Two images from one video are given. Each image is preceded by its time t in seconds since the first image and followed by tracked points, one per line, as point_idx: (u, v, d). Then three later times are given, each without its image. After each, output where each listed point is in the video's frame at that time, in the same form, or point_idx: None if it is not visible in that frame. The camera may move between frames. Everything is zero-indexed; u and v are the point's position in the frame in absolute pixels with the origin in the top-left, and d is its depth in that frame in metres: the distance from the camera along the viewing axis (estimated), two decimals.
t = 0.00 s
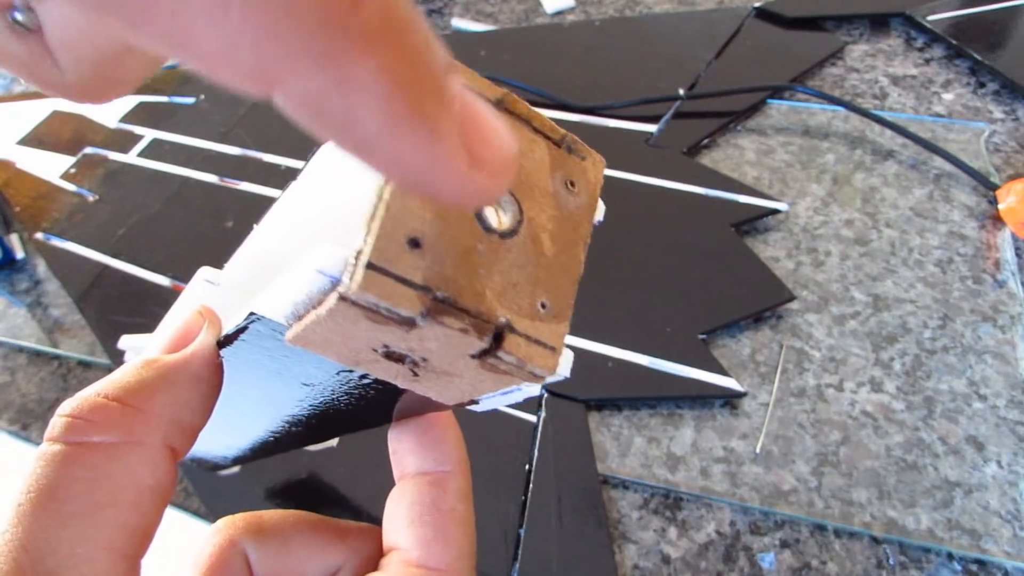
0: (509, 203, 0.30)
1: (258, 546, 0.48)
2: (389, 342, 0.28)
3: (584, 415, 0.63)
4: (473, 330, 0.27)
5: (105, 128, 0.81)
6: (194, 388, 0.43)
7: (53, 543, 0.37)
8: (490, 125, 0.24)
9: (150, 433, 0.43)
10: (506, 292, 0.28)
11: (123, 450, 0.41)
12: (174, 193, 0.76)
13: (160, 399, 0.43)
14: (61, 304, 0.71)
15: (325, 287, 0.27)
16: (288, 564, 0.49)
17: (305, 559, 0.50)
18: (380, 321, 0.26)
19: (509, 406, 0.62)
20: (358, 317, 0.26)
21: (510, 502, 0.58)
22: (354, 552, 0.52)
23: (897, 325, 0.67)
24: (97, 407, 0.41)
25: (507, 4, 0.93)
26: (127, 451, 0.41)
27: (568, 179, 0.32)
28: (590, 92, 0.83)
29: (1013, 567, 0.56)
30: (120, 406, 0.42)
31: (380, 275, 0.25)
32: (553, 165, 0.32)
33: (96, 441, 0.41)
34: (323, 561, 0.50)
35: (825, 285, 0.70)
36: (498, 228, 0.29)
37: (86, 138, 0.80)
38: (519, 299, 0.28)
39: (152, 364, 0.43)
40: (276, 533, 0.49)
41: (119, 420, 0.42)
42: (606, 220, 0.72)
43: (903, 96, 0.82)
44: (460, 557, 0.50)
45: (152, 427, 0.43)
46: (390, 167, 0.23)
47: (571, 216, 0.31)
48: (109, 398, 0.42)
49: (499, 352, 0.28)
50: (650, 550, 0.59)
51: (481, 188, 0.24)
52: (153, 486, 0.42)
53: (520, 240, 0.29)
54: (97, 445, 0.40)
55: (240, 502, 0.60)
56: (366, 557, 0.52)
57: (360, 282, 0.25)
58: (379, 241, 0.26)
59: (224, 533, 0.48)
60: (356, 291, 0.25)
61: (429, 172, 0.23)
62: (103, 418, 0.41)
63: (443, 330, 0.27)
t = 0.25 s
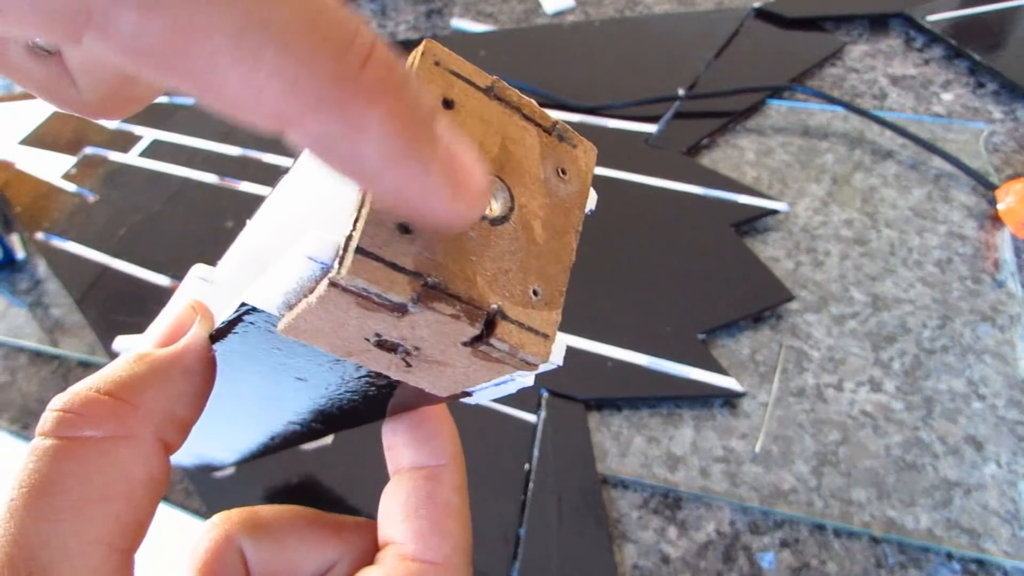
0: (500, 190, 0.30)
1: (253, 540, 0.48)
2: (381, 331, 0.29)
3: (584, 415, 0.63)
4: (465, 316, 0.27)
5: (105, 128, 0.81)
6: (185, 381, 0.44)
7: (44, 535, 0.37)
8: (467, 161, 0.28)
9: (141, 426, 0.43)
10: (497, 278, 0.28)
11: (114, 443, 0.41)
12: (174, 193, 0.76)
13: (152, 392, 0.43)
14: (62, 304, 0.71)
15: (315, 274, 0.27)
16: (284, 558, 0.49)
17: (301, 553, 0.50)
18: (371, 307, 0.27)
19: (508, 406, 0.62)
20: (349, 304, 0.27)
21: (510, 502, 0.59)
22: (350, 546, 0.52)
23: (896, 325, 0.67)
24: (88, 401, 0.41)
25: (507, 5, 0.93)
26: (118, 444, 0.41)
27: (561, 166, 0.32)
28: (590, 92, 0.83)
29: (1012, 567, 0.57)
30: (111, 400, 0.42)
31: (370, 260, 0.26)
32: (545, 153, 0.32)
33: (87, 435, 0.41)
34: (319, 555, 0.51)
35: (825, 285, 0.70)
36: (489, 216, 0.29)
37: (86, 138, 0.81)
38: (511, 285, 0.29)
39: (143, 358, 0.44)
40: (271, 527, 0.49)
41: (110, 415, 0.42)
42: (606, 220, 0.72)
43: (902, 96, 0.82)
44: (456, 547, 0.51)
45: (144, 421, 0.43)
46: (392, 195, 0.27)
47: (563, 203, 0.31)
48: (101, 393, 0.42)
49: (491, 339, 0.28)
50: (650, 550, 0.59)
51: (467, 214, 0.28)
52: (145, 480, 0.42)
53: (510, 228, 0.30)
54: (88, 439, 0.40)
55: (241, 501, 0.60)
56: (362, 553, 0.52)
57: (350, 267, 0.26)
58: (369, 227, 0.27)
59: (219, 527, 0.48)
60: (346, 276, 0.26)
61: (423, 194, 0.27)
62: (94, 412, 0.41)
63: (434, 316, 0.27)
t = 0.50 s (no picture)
0: (490, 182, 0.30)
1: (246, 536, 0.48)
2: (372, 324, 0.29)
3: (584, 415, 0.63)
4: (455, 307, 0.27)
5: (105, 128, 0.81)
6: (175, 376, 0.43)
7: (33, 534, 0.37)
8: (456, 139, 0.29)
9: (131, 423, 0.42)
10: (487, 269, 0.28)
11: (104, 440, 0.41)
12: (174, 193, 0.76)
13: (141, 388, 0.43)
14: (61, 304, 0.71)
15: (305, 265, 0.27)
16: (277, 554, 0.49)
17: (295, 550, 0.50)
18: (361, 298, 0.27)
19: (508, 406, 0.62)
20: (339, 296, 0.27)
21: (509, 502, 0.59)
22: (343, 543, 0.52)
23: (897, 325, 0.67)
24: (76, 398, 0.41)
25: (507, 5, 0.92)
26: (108, 441, 0.41)
27: (551, 157, 0.32)
28: (590, 91, 0.83)
29: (1012, 567, 0.57)
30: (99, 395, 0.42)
31: (361, 251, 0.26)
32: (534, 145, 0.32)
33: (75, 432, 0.40)
34: (312, 550, 0.50)
35: (825, 285, 0.70)
36: (478, 208, 0.29)
37: (86, 138, 0.80)
38: (501, 276, 0.28)
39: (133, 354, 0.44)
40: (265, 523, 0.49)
41: (98, 411, 0.41)
42: (606, 220, 0.72)
43: (903, 96, 0.82)
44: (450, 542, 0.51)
45: (134, 417, 0.42)
46: (381, 173, 0.27)
47: (553, 194, 0.31)
48: (89, 389, 0.42)
49: (482, 330, 0.28)
50: (650, 550, 0.59)
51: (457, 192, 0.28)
52: (135, 477, 0.41)
53: (500, 219, 0.29)
54: (76, 436, 0.40)
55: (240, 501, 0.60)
56: (355, 548, 0.52)
57: (339, 257, 0.25)
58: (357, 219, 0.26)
59: (212, 524, 0.48)
60: (336, 265, 0.25)
61: (413, 170, 0.27)
62: (81, 408, 0.41)
63: (425, 307, 0.27)
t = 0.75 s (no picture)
0: (483, 183, 0.30)
1: (241, 540, 0.48)
2: (366, 325, 0.29)
3: (584, 415, 0.63)
4: (450, 307, 0.27)
5: (105, 128, 0.81)
6: (169, 381, 0.43)
7: (25, 539, 0.37)
8: (455, 132, 0.30)
9: (124, 428, 0.42)
10: (482, 269, 0.28)
11: (96, 446, 0.41)
12: (174, 193, 0.76)
13: (135, 392, 0.43)
14: (62, 304, 0.71)
15: (300, 266, 0.27)
16: (272, 558, 0.49)
17: (290, 554, 0.50)
18: (356, 299, 0.27)
19: (508, 406, 0.62)
20: (334, 297, 0.27)
21: (509, 502, 0.59)
22: (338, 547, 0.52)
23: (896, 325, 0.67)
24: (69, 402, 0.41)
25: (507, 5, 0.93)
26: (100, 446, 0.41)
27: (544, 158, 0.32)
28: (590, 91, 0.83)
29: (1012, 567, 0.57)
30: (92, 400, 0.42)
31: (356, 251, 0.26)
32: (528, 147, 0.32)
33: (68, 437, 0.40)
34: (306, 555, 0.51)
35: (825, 285, 0.70)
36: (472, 208, 0.29)
37: (86, 138, 0.80)
38: (495, 277, 0.28)
39: (126, 358, 0.44)
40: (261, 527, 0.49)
41: (91, 415, 0.41)
42: (606, 220, 0.72)
43: (902, 97, 0.82)
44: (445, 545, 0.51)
45: (127, 422, 0.42)
46: (383, 161, 0.28)
47: (547, 196, 0.31)
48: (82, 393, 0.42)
49: (476, 331, 0.28)
50: (650, 550, 0.59)
51: (456, 181, 0.28)
52: (128, 482, 0.41)
53: (494, 220, 0.29)
54: (69, 440, 0.40)
55: (240, 502, 0.60)
56: (350, 552, 0.52)
57: (335, 257, 0.25)
58: (352, 218, 0.26)
59: (207, 528, 0.48)
60: (331, 265, 0.25)
61: (414, 159, 0.28)
62: (74, 413, 0.41)
63: (419, 307, 0.27)
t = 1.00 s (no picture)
0: (483, 185, 0.30)
1: (240, 540, 0.48)
2: (366, 326, 0.28)
3: (584, 415, 0.63)
4: (450, 308, 0.27)
5: (105, 128, 0.81)
6: (167, 382, 0.43)
7: (24, 540, 0.37)
8: (458, 122, 0.30)
9: (123, 428, 0.42)
10: (482, 271, 0.28)
11: (94, 446, 0.41)
12: (174, 193, 0.76)
13: (132, 392, 0.43)
14: (61, 304, 0.71)
15: (301, 267, 0.27)
16: (271, 559, 0.49)
17: (289, 554, 0.50)
18: (356, 300, 0.27)
19: (508, 406, 0.62)
20: (334, 298, 0.27)
21: (509, 502, 0.59)
22: (338, 547, 0.52)
23: (896, 325, 0.67)
24: (67, 403, 0.41)
25: (507, 6, 0.93)
26: (98, 447, 0.41)
27: (544, 160, 0.32)
28: (590, 91, 0.83)
29: (1012, 567, 0.57)
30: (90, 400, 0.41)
31: (357, 252, 0.26)
32: (528, 149, 0.32)
33: (66, 438, 0.40)
34: (305, 556, 0.51)
35: (824, 285, 0.70)
36: (473, 210, 0.29)
37: (86, 138, 0.80)
38: (495, 279, 0.28)
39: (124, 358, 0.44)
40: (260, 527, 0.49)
41: (89, 416, 0.41)
42: (606, 220, 0.72)
43: (902, 97, 0.82)
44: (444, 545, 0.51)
45: (125, 422, 0.42)
46: (384, 151, 0.28)
47: (547, 198, 0.31)
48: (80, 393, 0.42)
49: (477, 332, 0.28)
50: (650, 550, 0.59)
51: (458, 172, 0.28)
52: (126, 481, 0.41)
53: (495, 221, 0.29)
54: (67, 441, 0.40)
55: (240, 502, 0.60)
56: (349, 553, 0.52)
57: (335, 258, 0.25)
58: (353, 218, 0.26)
59: (207, 529, 0.48)
60: (332, 266, 0.25)
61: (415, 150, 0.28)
62: (72, 414, 0.41)
63: (420, 309, 0.27)
